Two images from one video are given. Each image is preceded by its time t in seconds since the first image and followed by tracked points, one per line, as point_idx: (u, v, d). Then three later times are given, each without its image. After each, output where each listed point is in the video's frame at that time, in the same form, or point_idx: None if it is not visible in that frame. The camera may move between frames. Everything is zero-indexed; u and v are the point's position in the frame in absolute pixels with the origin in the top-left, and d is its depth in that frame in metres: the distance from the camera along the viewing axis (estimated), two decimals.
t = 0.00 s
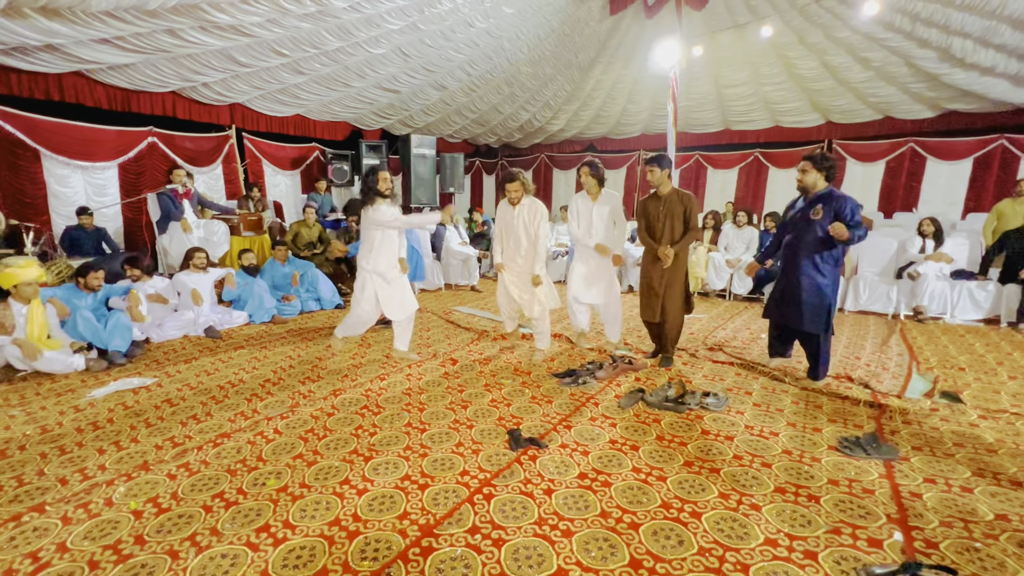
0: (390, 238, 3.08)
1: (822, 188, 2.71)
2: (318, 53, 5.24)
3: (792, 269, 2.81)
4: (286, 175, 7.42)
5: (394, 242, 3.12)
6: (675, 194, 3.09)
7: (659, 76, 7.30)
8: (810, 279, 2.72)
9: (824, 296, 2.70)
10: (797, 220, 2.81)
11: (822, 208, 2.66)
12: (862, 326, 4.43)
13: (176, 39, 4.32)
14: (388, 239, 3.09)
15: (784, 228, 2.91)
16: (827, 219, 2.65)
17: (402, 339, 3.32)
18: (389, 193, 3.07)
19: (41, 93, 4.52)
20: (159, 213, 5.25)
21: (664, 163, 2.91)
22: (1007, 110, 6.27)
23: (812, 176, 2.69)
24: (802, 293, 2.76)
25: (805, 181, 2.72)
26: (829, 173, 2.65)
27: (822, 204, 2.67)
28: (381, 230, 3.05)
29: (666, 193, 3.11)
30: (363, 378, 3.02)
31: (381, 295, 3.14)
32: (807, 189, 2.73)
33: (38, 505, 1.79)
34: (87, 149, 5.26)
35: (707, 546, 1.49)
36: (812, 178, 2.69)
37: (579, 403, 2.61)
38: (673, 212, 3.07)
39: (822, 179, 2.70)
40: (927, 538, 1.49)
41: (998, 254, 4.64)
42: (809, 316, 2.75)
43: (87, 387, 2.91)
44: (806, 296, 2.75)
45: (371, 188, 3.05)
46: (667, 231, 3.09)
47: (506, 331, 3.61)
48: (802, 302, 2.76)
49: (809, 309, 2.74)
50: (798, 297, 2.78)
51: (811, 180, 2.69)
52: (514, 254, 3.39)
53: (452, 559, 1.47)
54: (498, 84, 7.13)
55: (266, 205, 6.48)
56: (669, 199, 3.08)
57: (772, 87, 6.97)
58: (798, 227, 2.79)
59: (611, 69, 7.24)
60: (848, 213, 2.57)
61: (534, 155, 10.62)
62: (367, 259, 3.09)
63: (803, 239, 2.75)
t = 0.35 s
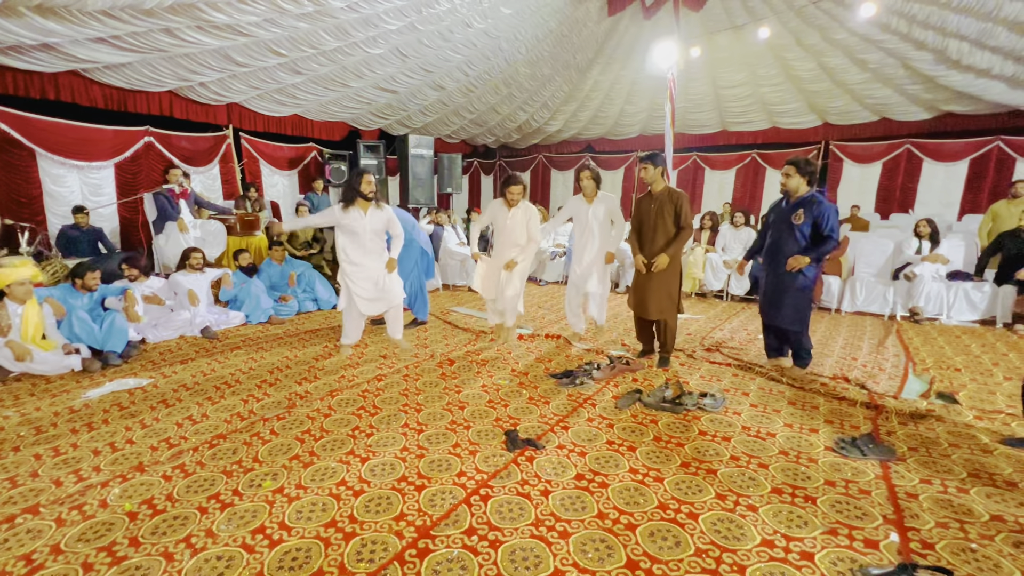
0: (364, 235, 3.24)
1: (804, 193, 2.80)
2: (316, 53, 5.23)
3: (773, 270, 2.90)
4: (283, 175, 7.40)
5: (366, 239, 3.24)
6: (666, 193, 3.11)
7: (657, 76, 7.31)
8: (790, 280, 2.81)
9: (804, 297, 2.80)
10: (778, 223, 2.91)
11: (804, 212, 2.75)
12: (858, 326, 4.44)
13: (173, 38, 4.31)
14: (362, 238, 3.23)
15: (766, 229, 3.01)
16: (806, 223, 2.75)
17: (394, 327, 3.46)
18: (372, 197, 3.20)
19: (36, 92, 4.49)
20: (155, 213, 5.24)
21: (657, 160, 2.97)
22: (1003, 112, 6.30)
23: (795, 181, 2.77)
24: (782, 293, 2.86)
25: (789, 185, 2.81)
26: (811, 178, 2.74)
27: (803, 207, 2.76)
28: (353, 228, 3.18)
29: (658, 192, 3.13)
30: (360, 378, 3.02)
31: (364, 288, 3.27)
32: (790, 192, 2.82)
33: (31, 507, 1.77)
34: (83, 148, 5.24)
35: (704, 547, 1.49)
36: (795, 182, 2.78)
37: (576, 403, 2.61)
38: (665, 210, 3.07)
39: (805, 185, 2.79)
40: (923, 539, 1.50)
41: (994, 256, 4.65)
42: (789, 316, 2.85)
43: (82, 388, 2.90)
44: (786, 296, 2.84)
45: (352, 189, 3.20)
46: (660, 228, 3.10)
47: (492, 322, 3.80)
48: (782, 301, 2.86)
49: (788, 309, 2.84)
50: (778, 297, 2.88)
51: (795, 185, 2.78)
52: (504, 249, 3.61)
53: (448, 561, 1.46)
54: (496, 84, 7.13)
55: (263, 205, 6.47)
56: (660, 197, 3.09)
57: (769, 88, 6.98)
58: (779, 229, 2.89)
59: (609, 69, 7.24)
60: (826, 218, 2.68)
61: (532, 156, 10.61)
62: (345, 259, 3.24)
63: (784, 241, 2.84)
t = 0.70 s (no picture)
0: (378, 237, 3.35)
1: (806, 193, 2.80)
2: (314, 53, 5.22)
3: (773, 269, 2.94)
4: (281, 176, 7.39)
5: (381, 242, 3.36)
6: (668, 192, 3.12)
7: (655, 77, 7.32)
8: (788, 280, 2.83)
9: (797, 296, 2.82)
10: (780, 223, 2.91)
11: (804, 212, 2.76)
12: (856, 327, 4.46)
13: (170, 38, 4.30)
14: (377, 240, 3.34)
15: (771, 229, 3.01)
16: (806, 224, 2.75)
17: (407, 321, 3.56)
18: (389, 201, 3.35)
19: (33, 91, 4.48)
20: (153, 213, 5.23)
21: (662, 161, 2.95)
22: (999, 113, 6.33)
23: (797, 182, 2.79)
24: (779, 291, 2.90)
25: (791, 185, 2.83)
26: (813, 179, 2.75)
27: (804, 208, 2.76)
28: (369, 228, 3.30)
29: (663, 192, 3.13)
30: (357, 379, 3.01)
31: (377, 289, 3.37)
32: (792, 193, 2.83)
33: (26, 508, 1.77)
34: (80, 148, 5.22)
35: (702, 548, 1.49)
36: (798, 183, 2.79)
37: (574, 404, 2.61)
38: (668, 211, 3.09)
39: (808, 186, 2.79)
40: (919, 539, 1.50)
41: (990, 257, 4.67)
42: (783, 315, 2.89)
43: (78, 389, 2.89)
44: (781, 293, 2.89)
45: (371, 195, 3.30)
46: (668, 230, 3.10)
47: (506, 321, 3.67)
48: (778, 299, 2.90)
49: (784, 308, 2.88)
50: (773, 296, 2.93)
51: (797, 186, 2.79)
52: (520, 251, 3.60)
53: (445, 562, 1.46)
54: (495, 85, 7.12)
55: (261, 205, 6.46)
56: (665, 199, 3.10)
57: (767, 88, 7.00)
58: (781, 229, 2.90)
59: (607, 70, 7.25)
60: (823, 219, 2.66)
61: (531, 156, 10.62)
62: (359, 260, 3.33)
63: (784, 240, 2.86)
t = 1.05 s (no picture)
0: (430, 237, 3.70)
1: (829, 195, 2.66)
2: (313, 53, 5.22)
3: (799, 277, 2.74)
4: (281, 175, 7.39)
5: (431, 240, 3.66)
6: (696, 195, 3.11)
7: (654, 77, 7.32)
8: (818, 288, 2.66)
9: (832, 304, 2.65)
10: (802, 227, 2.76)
11: (830, 215, 2.61)
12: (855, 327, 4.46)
13: (170, 38, 4.29)
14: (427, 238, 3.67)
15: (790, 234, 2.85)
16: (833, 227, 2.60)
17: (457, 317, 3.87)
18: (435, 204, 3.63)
19: (32, 91, 4.47)
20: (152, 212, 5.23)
21: (682, 165, 2.98)
22: (998, 114, 6.34)
23: (820, 183, 2.64)
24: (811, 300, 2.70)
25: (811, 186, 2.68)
26: (836, 181, 2.61)
27: (829, 210, 2.62)
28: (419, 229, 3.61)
29: (689, 195, 3.11)
30: (356, 379, 3.00)
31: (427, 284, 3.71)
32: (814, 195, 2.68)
33: (25, 508, 1.76)
34: (79, 147, 5.21)
35: (701, 547, 1.49)
36: (820, 184, 2.64)
37: (574, 404, 2.62)
38: (699, 214, 3.08)
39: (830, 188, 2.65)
40: (918, 539, 1.50)
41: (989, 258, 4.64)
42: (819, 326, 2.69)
43: (77, 388, 2.89)
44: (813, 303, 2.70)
45: (414, 201, 3.56)
46: (697, 233, 3.08)
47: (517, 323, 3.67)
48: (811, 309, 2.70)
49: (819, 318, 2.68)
50: (805, 306, 2.72)
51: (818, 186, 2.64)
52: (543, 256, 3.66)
53: (445, 562, 1.46)
54: (494, 85, 7.12)
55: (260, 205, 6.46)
56: (693, 201, 3.08)
57: (766, 89, 7.00)
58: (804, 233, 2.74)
59: (606, 70, 7.25)
60: (856, 221, 2.51)
61: (530, 156, 10.62)
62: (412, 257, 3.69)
63: (808, 245, 2.70)
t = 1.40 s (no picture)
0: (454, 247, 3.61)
1: (854, 191, 2.62)
2: (315, 52, 5.22)
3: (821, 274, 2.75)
4: (282, 175, 7.40)
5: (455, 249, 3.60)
6: (714, 194, 3.12)
7: (656, 76, 7.31)
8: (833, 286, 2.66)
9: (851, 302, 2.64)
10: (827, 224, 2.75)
11: (850, 212, 2.59)
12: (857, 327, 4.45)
13: (172, 37, 4.30)
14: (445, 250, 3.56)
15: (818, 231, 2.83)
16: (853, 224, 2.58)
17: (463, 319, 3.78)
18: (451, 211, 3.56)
19: (34, 90, 4.47)
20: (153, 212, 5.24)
21: (699, 163, 2.94)
22: (1000, 113, 6.32)
23: (844, 179, 2.62)
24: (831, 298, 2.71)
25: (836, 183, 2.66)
26: (863, 176, 2.57)
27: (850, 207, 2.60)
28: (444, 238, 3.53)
29: (705, 193, 3.12)
30: (358, 378, 3.00)
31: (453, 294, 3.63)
32: (839, 191, 2.66)
33: (28, 506, 1.77)
34: (81, 146, 5.22)
35: (702, 547, 1.49)
36: (844, 181, 2.62)
37: (575, 403, 2.62)
38: (716, 210, 3.07)
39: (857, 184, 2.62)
40: (920, 540, 1.50)
41: (992, 257, 4.63)
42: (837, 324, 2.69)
43: (80, 387, 2.89)
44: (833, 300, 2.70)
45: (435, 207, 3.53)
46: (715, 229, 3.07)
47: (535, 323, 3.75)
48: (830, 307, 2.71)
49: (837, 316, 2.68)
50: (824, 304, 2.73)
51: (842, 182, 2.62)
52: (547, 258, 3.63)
53: (446, 561, 1.46)
54: (496, 84, 7.11)
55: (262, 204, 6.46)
56: (710, 199, 3.08)
57: (768, 88, 6.99)
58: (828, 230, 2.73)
59: (608, 69, 7.24)
60: (874, 217, 2.46)
61: (531, 155, 10.61)
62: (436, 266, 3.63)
63: (830, 243, 2.70)
